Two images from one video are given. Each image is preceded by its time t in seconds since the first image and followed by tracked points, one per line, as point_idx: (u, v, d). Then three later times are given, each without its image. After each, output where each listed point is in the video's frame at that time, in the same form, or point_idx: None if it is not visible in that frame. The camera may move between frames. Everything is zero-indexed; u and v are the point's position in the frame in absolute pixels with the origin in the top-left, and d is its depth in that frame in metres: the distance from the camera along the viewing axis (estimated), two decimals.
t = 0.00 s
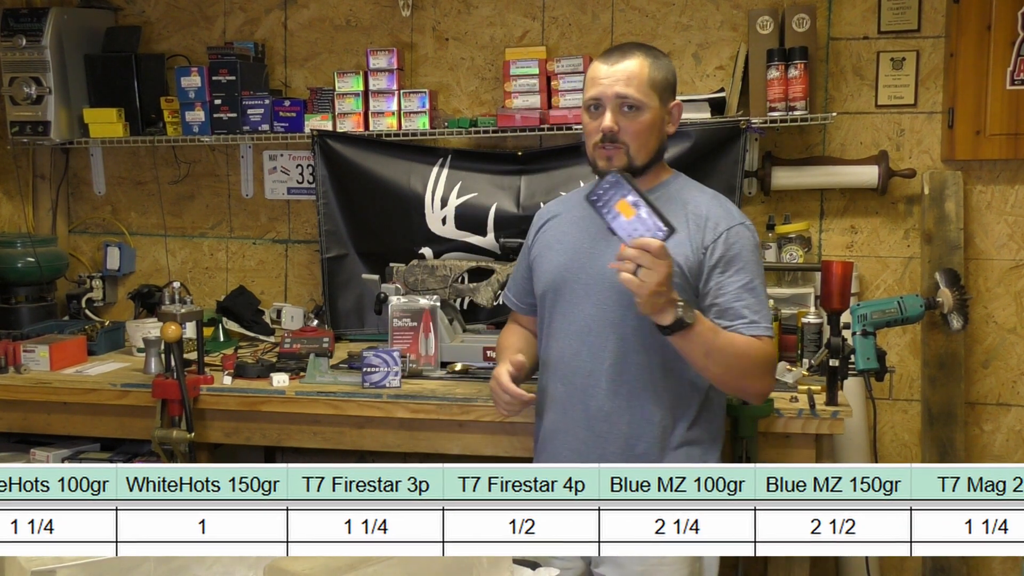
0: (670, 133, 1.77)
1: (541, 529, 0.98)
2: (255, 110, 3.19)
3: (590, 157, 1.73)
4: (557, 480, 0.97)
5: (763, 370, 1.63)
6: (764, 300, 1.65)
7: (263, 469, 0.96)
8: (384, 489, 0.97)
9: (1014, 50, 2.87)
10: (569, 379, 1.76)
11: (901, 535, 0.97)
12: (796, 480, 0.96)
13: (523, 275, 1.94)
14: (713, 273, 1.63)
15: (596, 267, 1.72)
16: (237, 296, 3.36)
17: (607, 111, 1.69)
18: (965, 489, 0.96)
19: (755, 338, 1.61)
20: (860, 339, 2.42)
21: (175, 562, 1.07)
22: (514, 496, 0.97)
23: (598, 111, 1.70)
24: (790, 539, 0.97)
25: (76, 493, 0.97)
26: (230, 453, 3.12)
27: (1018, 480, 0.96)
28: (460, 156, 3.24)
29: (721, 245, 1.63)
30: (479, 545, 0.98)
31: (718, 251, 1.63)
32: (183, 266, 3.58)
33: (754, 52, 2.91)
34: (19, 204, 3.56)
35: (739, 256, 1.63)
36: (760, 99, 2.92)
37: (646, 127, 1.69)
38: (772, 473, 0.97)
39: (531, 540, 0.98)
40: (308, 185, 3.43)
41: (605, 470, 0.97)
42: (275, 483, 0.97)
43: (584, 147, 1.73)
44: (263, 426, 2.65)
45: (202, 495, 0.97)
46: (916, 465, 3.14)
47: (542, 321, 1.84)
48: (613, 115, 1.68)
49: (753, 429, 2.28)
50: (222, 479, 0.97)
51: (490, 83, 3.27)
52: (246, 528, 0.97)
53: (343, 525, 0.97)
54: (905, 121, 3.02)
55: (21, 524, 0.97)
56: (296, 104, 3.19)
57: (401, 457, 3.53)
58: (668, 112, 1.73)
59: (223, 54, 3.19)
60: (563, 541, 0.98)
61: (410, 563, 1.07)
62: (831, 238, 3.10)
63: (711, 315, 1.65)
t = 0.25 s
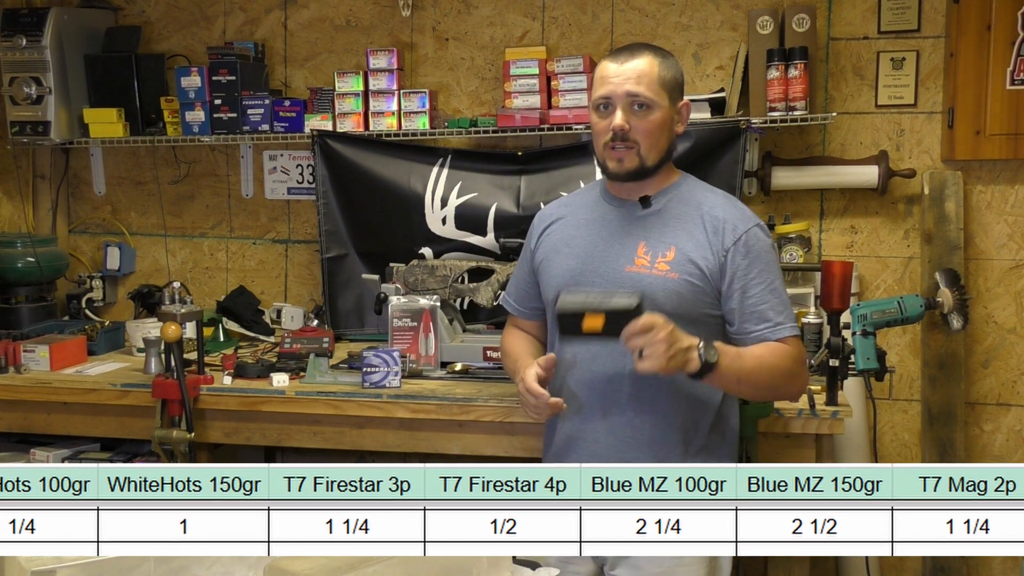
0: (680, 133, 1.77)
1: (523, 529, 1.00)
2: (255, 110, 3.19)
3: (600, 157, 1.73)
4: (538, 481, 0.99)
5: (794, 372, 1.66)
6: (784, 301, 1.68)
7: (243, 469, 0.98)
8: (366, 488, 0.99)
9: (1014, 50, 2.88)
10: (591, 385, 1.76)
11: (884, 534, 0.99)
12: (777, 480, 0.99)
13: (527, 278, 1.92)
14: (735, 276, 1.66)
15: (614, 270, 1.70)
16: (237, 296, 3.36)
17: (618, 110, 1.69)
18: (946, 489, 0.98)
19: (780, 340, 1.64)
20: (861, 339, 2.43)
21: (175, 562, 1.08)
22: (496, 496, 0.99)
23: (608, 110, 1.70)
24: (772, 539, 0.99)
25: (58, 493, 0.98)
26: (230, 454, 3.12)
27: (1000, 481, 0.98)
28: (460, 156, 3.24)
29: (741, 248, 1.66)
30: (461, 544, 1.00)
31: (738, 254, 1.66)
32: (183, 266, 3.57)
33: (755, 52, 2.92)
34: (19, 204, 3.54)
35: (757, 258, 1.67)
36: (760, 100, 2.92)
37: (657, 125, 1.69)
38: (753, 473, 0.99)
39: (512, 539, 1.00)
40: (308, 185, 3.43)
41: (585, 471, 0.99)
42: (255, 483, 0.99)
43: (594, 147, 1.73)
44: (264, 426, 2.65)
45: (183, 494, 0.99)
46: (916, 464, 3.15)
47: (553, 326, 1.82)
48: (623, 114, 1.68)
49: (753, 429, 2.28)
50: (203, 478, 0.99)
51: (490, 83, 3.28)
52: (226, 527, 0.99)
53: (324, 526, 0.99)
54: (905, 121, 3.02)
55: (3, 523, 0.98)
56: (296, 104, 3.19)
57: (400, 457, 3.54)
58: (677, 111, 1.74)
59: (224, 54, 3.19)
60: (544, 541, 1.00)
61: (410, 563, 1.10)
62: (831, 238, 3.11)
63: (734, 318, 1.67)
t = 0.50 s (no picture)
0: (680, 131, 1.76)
1: (504, 529, 0.98)
2: (255, 110, 3.19)
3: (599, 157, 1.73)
4: (519, 481, 0.98)
5: (791, 376, 1.68)
6: (786, 304, 1.67)
7: (224, 469, 0.97)
8: (346, 489, 0.97)
9: (1014, 50, 2.88)
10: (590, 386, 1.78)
11: (865, 535, 0.97)
12: (758, 480, 0.97)
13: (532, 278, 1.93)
14: (731, 280, 1.64)
15: (613, 274, 1.71)
16: (237, 296, 3.36)
17: (615, 110, 1.68)
18: (928, 490, 0.97)
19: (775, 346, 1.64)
20: (861, 339, 2.43)
21: (175, 562, 1.08)
22: (476, 496, 0.98)
23: (606, 110, 1.69)
24: (753, 539, 0.98)
25: (38, 493, 0.96)
26: (230, 454, 3.12)
27: (981, 480, 0.96)
28: (460, 156, 3.25)
29: (738, 252, 1.64)
30: (441, 545, 0.98)
31: (736, 258, 1.64)
32: (183, 266, 3.57)
33: (755, 52, 2.92)
34: (19, 203, 3.55)
35: (756, 262, 1.65)
36: (760, 100, 2.92)
37: (654, 125, 1.68)
38: (734, 473, 0.97)
39: (493, 540, 0.98)
40: (308, 185, 3.43)
41: (567, 470, 0.98)
42: (237, 483, 0.97)
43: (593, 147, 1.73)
44: (264, 426, 2.65)
45: (165, 495, 0.97)
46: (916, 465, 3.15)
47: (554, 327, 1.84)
48: (620, 114, 1.68)
49: (753, 429, 2.28)
50: (185, 478, 0.97)
51: (490, 83, 3.28)
52: (209, 528, 0.97)
53: (305, 525, 0.98)
54: (905, 121, 3.02)
55: None
56: (296, 104, 3.19)
57: (401, 456, 3.54)
58: (676, 110, 1.73)
59: (223, 54, 3.19)
60: (525, 541, 0.98)
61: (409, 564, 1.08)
62: (831, 238, 3.11)
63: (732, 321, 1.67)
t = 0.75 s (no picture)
0: (659, 130, 1.71)
1: (486, 528, 0.96)
2: (255, 110, 3.19)
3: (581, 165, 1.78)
4: (500, 480, 0.95)
5: (767, 381, 1.62)
6: (767, 307, 1.60)
7: (206, 468, 0.94)
8: (328, 488, 0.95)
9: (1014, 50, 2.88)
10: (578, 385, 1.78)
11: (846, 534, 0.95)
12: (740, 480, 0.95)
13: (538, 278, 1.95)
14: (709, 281, 1.60)
15: (598, 274, 1.71)
16: (237, 296, 3.36)
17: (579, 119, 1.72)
18: (910, 489, 0.94)
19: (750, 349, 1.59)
20: (861, 339, 2.43)
21: (175, 562, 1.05)
22: (458, 496, 0.95)
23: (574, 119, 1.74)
24: (733, 539, 0.96)
25: (19, 493, 0.94)
26: (230, 453, 3.12)
27: (962, 480, 0.94)
28: (460, 156, 3.25)
29: (718, 252, 1.60)
30: (422, 545, 0.96)
31: (714, 259, 1.60)
32: (183, 266, 3.57)
33: (755, 52, 2.92)
34: (19, 203, 3.55)
35: (736, 263, 1.60)
36: (760, 100, 2.92)
37: (614, 128, 1.69)
38: (715, 472, 0.95)
39: (475, 539, 0.96)
40: (308, 185, 3.43)
41: (548, 470, 0.95)
42: (218, 482, 0.94)
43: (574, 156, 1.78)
44: (264, 426, 2.65)
45: (146, 495, 0.94)
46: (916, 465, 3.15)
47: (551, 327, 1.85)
48: (581, 122, 1.71)
49: (752, 429, 2.29)
50: (165, 478, 0.94)
51: (490, 83, 3.28)
52: (190, 528, 0.95)
53: (286, 525, 0.95)
54: (905, 121, 3.02)
55: None
56: (296, 104, 3.19)
57: (401, 456, 3.54)
58: (646, 109, 1.69)
59: (224, 54, 3.19)
60: (507, 541, 0.96)
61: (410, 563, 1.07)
62: (831, 238, 3.11)
63: (711, 323, 1.62)
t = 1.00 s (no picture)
0: (610, 135, 1.69)
1: (467, 528, 0.90)
2: (255, 110, 3.19)
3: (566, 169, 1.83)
4: (482, 480, 0.90)
5: (731, 383, 1.59)
6: (733, 308, 1.57)
7: (188, 468, 0.89)
8: (309, 488, 0.89)
9: (1014, 50, 2.87)
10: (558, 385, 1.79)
11: (827, 534, 0.89)
12: (721, 479, 0.90)
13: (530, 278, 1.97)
14: (674, 282, 1.59)
15: (573, 275, 1.71)
16: (237, 296, 3.35)
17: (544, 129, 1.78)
18: (890, 489, 0.90)
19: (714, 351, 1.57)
20: (860, 339, 2.43)
21: (176, 561, 1.04)
22: (440, 496, 0.90)
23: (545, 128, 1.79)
24: (714, 539, 0.91)
25: None
26: (230, 453, 3.12)
27: (943, 480, 0.89)
28: (460, 156, 3.25)
29: (683, 253, 1.58)
30: (403, 545, 0.90)
31: (679, 260, 1.58)
32: (183, 266, 3.57)
33: (755, 51, 2.91)
34: (20, 203, 3.56)
35: (702, 263, 1.57)
36: (760, 99, 2.92)
37: (562, 139, 1.72)
38: (697, 472, 0.90)
39: (456, 540, 0.90)
40: (308, 185, 3.43)
41: (529, 469, 0.90)
42: (199, 482, 0.89)
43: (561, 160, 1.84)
44: (264, 427, 2.65)
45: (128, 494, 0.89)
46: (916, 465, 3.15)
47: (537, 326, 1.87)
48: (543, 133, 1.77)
49: (751, 429, 2.29)
50: (147, 478, 0.89)
51: (491, 83, 3.28)
52: (173, 527, 0.89)
53: (267, 525, 0.90)
54: (905, 120, 3.02)
55: None
56: (296, 104, 3.19)
57: (401, 456, 3.54)
58: (590, 116, 1.68)
59: (223, 55, 3.19)
60: (489, 541, 0.91)
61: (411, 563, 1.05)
62: (831, 238, 3.11)
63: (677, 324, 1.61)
